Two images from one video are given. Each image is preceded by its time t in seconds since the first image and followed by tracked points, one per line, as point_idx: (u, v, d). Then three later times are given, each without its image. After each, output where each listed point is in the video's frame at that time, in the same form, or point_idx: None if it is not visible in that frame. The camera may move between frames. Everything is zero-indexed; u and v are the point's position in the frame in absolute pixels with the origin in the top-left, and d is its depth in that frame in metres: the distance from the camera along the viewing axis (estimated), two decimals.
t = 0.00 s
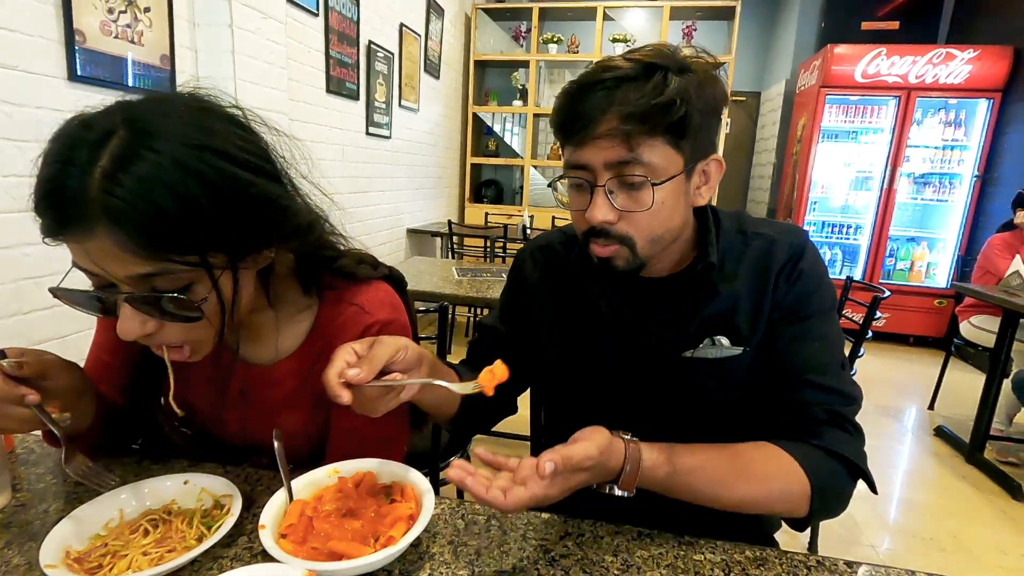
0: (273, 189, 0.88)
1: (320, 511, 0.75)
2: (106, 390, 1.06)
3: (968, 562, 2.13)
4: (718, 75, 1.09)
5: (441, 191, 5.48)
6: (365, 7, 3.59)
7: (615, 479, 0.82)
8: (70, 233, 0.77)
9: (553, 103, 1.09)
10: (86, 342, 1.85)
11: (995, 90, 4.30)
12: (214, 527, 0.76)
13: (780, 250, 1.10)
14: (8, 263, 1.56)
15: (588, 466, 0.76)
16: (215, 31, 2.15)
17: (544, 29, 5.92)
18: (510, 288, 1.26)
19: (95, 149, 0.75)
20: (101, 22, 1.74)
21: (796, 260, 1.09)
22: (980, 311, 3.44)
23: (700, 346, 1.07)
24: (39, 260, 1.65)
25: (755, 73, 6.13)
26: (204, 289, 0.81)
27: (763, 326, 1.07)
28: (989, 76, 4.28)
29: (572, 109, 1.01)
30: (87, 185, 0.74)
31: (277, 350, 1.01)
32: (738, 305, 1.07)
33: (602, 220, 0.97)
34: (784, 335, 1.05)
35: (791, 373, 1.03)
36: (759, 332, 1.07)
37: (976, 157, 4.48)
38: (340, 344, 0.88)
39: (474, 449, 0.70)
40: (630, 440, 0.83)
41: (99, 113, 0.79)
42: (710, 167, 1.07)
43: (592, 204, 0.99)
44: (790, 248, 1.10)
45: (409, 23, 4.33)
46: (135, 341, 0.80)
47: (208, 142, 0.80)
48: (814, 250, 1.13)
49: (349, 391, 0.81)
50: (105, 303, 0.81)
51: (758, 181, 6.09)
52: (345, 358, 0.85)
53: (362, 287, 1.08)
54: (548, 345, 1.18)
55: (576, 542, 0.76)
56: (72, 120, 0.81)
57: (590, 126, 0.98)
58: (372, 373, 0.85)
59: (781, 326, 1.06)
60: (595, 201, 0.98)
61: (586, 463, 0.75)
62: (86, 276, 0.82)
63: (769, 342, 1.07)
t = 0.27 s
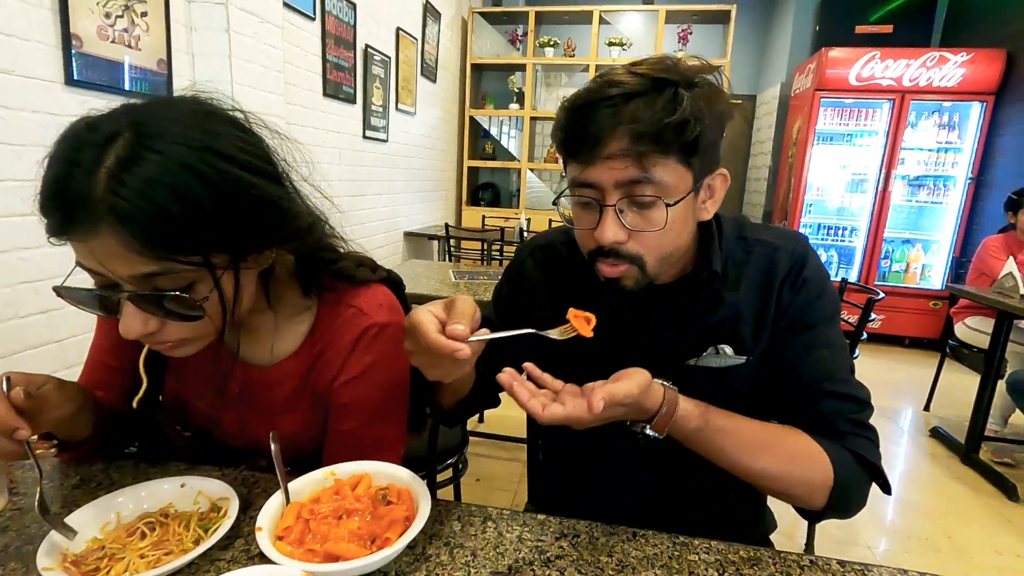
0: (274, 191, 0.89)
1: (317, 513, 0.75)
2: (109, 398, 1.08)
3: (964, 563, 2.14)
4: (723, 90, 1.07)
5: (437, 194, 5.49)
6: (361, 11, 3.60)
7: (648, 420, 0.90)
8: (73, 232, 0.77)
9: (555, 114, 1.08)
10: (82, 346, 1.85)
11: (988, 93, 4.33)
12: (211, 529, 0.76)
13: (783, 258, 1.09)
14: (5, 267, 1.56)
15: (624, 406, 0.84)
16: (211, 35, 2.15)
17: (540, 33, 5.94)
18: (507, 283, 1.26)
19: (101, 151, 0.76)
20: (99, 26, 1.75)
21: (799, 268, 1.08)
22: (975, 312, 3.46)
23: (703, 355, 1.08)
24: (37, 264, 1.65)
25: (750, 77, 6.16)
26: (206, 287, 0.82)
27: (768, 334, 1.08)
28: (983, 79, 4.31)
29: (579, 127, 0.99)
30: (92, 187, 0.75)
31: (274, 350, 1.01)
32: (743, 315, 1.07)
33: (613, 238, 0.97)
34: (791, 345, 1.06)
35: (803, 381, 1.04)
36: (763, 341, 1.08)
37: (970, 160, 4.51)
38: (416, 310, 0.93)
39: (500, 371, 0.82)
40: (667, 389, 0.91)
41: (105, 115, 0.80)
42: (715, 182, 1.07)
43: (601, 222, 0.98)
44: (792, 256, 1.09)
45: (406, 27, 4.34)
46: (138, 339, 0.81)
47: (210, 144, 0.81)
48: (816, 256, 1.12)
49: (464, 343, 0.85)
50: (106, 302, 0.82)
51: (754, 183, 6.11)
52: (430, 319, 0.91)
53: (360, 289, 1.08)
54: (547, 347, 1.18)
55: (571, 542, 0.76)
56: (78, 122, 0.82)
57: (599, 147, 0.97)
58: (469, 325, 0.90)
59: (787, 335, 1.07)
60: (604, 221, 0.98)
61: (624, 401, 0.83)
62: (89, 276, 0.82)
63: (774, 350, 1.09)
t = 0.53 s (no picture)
0: (279, 190, 0.90)
1: (312, 515, 0.75)
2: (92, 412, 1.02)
3: (958, 562, 2.15)
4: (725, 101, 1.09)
5: (434, 196, 5.50)
6: (357, 14, 3.61)
7: (680, 399, 0.91)
8: (80, 226, 0.78)
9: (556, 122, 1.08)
10: (78, 350, 1.85)
11: (981, 95, 4.36)
12: (205, 532, 0.76)
13: (785, 264, 1.09)
14: None
15: (662, 378, 0.85)
16: (206, 39, 2.15)
17: (536, 36, 5.96)
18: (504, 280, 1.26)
19: (110, 147, 0.77)
20: (94, 30, 1.75)
21: (803, 275, 1.08)
22: (968, 313, 3.48)
23: (708, 361, 1.08)
24: (32, 268, 1.65)
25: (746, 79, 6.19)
26: (210, 282, 0.82)
27: (773, 339, 1.09)
28: (976, 81, 4.33)
29: (584, 133, 0.99)
30: (101, 182, 0.76)
31: (272, 350, 1.00)
32: (746, 322, 1.08)
33: (619, 245, 0.96)
34: (798, 350, 1.07)
35: (815, 386, 1.04)
36: (766, 347, 1.09)
37: (963, 161, 4.53)
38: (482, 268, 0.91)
39: (548, 336, 0.87)
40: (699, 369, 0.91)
41: (114, 113, 0.81)
42: (716, 191, 1.06)
43: (606, 228, 0.97)
44: (795, 264, 1.09)
45: (402, 30, 4.36)
46: (141, 333, 0.81)
47: (216, 142, 0.82)
48: (820, 266, 1.11)
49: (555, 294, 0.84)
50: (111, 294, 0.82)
51: (750, 185, 6.13)
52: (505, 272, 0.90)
53: (359, 289, 1.06)
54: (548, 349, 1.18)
55: (565, 543, 0.76)
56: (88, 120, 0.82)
57: (603, 150, 0.96)
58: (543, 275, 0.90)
59: (794, 341, 1.07)
60: (610, 226, 0.97)
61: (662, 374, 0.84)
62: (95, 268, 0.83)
63: (777, 356, 1.10)
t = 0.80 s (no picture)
0: (281, 184, 0.90)
1: (306, 515, 0.76)
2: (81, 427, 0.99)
3: (952, 560, 2.16)
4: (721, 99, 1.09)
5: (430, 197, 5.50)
6: (352, 14, 3.61)
7: (683, 399, 0.90)
8: (90, 216, 0.77)
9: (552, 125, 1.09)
10: (72, 352, 1.84)
11: (974, 95, 4.39)
12: (199, 533, 0.76)
13: (784, 266, 1.09)
14: None
15: (668, 377, 0.84)
16: (200, 39, 2.15)
17: (532, 36, 5.96)
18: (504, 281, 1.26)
19: (119, 140, 0.77)
20: (87, 30, 1.74)
21: (802, 277, 1.08)
22: (962, 312, 3.50)
23: (708, 361, 1.07)
24: (25, 270, 1.65)
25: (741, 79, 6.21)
26: (214, 272, 0.82)
27: (773, 339, 1.08)
28: (969, 81, 4.36)
29: (580, 133, 0.99)
30: (109, 172, 0.76)
31: (271, 344, 1.00)
32: (745, 322, 1.08)
33: (620, 245, 0.96)
34: (796, 353, 1.06)
35: (815, 387, 1.05)
36: (766, 349, 1.09)
37: (957, 161, 4.56)
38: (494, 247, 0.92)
39: (552, 334, 0.91)
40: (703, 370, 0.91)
41: (124, 107, 0.81)
42: (715, 187, 1.06)
43: (605, 228, 0.98)
44: (794, 265, 1.09)
45: (397, 31, 4.35)
46: (146, 321, 0.80)
47: (223, 135, 0.82)
48: (819, 270, 1.11)
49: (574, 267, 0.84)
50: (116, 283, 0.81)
51: (745, 185, 6.15)
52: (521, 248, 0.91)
53: (358, 287, 1.06)
54: (548, 349, 1.18)
55: (559, 542, 0.77)
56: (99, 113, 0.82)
57: (602, 149, 0.97)
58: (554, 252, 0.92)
59: (793, 343, 1.07)
60: (609, 226, 0.97)
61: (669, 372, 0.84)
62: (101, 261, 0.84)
63: (776, 358, 1.09)
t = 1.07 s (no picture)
0: (282, 179, 0.90)
1: (296, 517, 0.75)
2: (67, 437, 0.95)
3: (942, 558, 2.18)
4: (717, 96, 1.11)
5: (423, 197, 5.49)
6: (345, 14, 3.59)
7: (683, 410, 0.90)
8: (91, 209, 0.77)
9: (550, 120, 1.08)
10: (61, 353, 1.83)
11: (963, 98, 4.43)
12: (197, 528, 0.76)
13: (776, 267, 1.10)
14: None
15: (671, 391, 0.83)
16: (191, 39, 2.13)
17: (525, 37, 5.96)
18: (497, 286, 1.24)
19: (121, 135, 0.77)
20: (76, 29, 1.73)
21: (794, 278, 1.09)
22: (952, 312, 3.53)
23: (701, 362, 1.07)
24: (13, 270, 1.63)
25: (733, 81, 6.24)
26: (215, 265, 0.81)
27: (766, 338, 1.09)
28: (958, 84, 4.40)
29: (582, 127, 0.98)
30: (111, 165, 0.75)
31: (267, 340, 0.99)
32: (738, 322, 1.08)
33: (625, 238, 0.95)
34: (789, 352, 1.07)
35: (804, 390, 1.05)
36: (759, 349, 1.10)
37: (946, 162, 4.60)
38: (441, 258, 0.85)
39: (547, 350, 0.86)
40: (700, 380, 0.90)
41: (126, 102, 0.81)
42: (711, 183, 1.06)
43: (609, 222, 0.96)
44: (786, 267, 1.10)
45: (390, 31, 4.34)
46: (146, 315, 0.80)
47: (223, 130, 0.82)
48: (811, 271, 1.12)
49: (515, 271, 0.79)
50: (115, 276, 0.81)
51: (738, 186, 6.18)
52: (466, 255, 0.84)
53: (353, 284, 1.05)
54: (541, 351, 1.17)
55: (550, 542, 0.77)
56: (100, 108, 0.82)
57: (607, 141, 0.96)
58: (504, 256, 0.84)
59: (785, 343, 1.08)
60: (613, 220, 0.96)
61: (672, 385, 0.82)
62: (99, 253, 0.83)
63: (768, 358, 1.10)
